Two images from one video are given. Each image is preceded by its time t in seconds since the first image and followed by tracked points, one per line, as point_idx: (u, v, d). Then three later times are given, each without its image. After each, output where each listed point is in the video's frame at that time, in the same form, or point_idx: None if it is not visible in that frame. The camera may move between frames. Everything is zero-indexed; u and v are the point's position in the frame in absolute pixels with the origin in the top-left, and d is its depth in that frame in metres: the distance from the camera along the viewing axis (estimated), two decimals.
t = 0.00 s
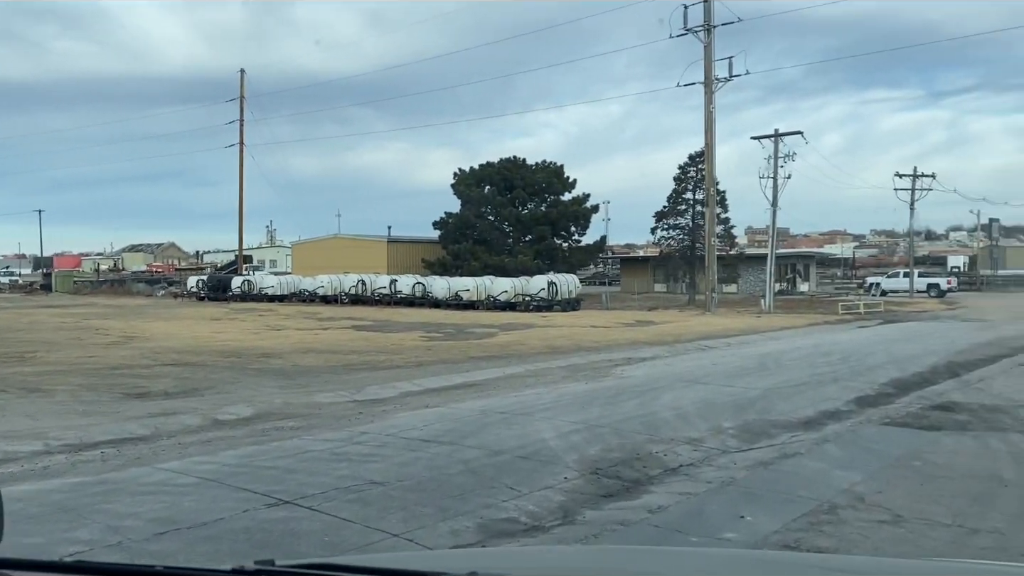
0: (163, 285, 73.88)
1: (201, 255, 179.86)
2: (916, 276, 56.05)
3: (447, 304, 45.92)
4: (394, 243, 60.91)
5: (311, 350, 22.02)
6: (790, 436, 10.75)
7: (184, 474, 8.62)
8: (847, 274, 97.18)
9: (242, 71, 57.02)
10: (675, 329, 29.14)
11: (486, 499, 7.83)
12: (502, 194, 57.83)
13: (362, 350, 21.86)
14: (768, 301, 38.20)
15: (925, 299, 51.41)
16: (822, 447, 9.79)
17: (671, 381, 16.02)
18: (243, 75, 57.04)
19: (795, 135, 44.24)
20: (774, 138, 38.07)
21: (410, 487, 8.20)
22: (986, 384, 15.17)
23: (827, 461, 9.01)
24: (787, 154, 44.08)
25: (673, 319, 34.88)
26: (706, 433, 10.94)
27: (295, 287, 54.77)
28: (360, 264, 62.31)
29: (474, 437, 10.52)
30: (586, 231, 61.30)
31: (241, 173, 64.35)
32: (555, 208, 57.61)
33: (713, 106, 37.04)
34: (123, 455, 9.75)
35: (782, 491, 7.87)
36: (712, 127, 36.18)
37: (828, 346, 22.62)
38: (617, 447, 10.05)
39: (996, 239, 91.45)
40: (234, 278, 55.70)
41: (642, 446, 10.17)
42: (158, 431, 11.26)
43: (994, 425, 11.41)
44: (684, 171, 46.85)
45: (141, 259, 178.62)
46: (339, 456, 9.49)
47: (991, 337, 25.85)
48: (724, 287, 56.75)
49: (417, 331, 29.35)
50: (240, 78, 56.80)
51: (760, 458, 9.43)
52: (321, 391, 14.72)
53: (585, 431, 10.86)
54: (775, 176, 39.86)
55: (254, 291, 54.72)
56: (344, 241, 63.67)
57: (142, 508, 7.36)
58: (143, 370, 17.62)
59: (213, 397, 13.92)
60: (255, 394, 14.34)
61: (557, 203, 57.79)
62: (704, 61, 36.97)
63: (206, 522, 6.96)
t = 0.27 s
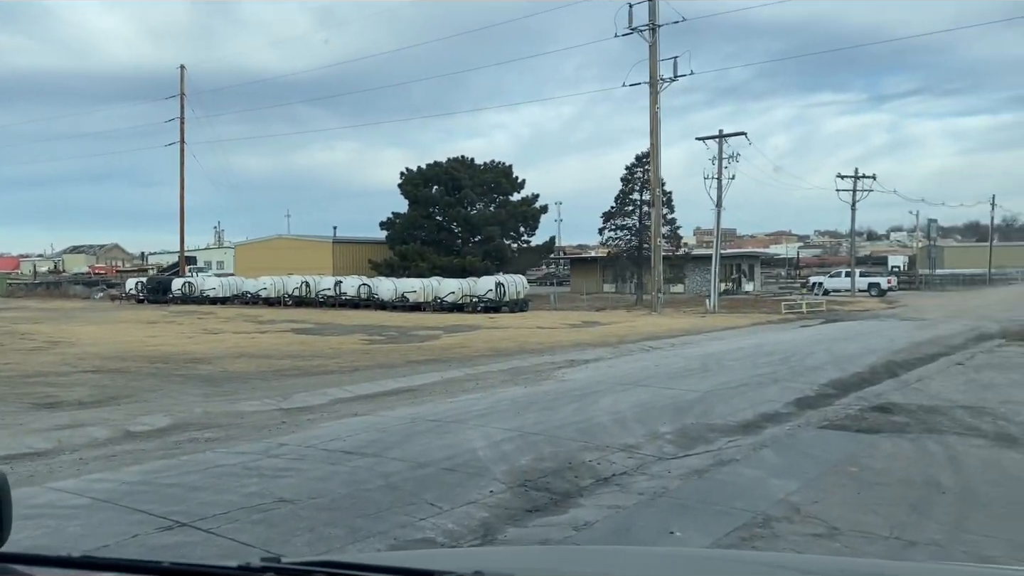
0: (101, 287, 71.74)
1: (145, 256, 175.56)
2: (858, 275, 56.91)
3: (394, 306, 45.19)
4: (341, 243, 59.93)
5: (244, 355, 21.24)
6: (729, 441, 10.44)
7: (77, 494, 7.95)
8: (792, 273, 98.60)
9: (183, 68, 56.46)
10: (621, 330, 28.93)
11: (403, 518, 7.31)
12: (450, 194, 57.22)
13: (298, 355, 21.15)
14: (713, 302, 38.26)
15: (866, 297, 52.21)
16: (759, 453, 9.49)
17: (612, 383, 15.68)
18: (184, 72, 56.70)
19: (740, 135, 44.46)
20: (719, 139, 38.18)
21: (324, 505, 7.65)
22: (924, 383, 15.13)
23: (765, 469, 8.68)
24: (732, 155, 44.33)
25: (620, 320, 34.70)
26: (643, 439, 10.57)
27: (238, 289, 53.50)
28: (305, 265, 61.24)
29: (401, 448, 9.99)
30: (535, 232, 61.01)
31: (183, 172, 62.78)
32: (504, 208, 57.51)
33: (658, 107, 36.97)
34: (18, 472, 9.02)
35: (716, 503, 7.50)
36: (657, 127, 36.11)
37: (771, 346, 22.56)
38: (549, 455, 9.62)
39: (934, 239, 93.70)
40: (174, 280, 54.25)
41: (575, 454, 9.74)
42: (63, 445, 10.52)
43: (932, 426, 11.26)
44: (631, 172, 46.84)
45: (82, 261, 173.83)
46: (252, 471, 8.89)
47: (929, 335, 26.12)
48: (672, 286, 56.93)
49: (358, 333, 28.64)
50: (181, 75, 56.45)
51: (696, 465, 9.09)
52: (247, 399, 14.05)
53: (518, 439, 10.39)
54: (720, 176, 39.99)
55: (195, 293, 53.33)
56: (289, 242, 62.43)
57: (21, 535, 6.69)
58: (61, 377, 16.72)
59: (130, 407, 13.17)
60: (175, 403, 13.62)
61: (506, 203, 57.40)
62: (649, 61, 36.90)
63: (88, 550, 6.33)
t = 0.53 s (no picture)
0: (42, 288, 69.47)
1: (92, 258, 171.43)
2: (809, 273, 57.39)
3: (343, 307, 44.27)
4: (290, 242, 58.74)
5: (179, 359, 20.35)
6: (674, 447, 10.02)
7: None
8: (745, 272, 99.44)
9: (126, 62, 55.14)
10: (572, 330, 28.53)
11: (320, 538, 6.75)
12: (403, 191, 56.41)
13: (236, 358, 20.33)
14: (666, 301, 38.09)
15: (817, 295, 52.64)
16: (705, 461, 9.08)
17: (559, 385, 15.21)
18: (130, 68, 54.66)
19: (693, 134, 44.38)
20: (672, 137, 38.05)
21: (235, 526, 7.05)
22: (874, 383, 14.92)
23: (710, 479, 8.27)
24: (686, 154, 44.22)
25: (572, 320, 34.32)
26: (585, 446, 10.10)
27: (183, 290, 52.07)
28: (254, 265, 59.91)
29: (329, 461, 9.38)
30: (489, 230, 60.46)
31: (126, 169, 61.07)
32: (458, 206, 56.93)
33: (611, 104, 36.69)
34: None
35: (658, 517, 7.05)
36: (610, 125, 35.82)
37: (722, 345, 22.32)
38: (486, 466, 9.10)
39: (883, 237, 95.26)
40: (117, 280, 52.67)
41: (514, 464, 9.23)
42: None
43: (881, 428, 10.97)
44: (584, 170, 46.54)
45: (25, 262, 168.81)
46: (164, 489, 8.22)
47: (878, 332, 26.18)
48: (626, 285, 56.80)
49: (302, 336, 27.80)
50: (124, 69, 54.95)
51: (638, 475, 8.65)
52: (173, 407, 13.29)
53: (455, 449, 9.85)
54: (673, 175, 39.86)
55: (139, 294, 51.79)
56: (237, 241, 61.04)
57: None
58: None
59: (45, 416, 12.36)
60: (95, 412, 12.83)
61: (460, 202, 56.80)
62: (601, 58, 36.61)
63: None
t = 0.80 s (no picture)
0: None
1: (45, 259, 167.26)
2: (769, 272, 57.68)
3: (300, 308, 43.31)
4: (246, 242, 57.58)
5: (120, 363, 19.48)
6: (631, 455, 9.57)
7: None
8: (707, 271, 99.96)
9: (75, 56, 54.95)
10: (533, 331, 28.04)
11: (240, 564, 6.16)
12: (362, 190, 55.57)
13: (181, 362, 19.51)
14: (628, 301, 37.79)
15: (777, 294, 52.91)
16: (663, 470, 8.63)
17: (515, 389, 14.71)
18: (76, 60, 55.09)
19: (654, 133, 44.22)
20: (633, 136, 37.81)
21: (149, 552, 6.42)
22: (835, 384, 14.65)
23: (668, 490, 7.83)
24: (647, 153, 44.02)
25: (533, 320, 33.88)
26: (539, 454, 9.60)
27: (135, 291, 50.69)
28: (209, 265, 58.64)
29: (264, 476, 8.77)
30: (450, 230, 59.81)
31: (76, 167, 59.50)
32: (418, 206, 56.30)
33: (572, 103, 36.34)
34: None
35: (609, 535, 6.58)
36: (570, 123, 35.47)
37: (682, 346, 22.00)
38: (432, 479, 8.55)
39: (841, 237, 96.40)
40: (66, 282, 51.12)
41: (463, 477, 8.70)
42: None
43: (844, 432, 10.63)
44: (546, 169, 46.15)
45: None
46: (77, 509, 7.54)
47: (838, 332, 26.10)
48: (588, 285, 56.52)
49: (254, 338, 26.96)
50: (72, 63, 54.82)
51: (593, 487, 8.18)
52: (105, 417, 12.53)
53: (401, 461, 9.29)
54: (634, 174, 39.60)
55: (88, 295, 50.31)
56: (192, 241, 59.67)
57: None
58: None
59: None
60: (19, 422, 12.03)
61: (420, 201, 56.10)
62: (562, 56, 36.24)
63: None
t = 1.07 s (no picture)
0: None
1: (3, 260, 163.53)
2: (738, 271, 57.71)
3: (263, 309, 42.38)
4: (209, 241, 56.43)
5: (65, 368, 18.66)
6: (594, 464, 9.11)
7: None
8: (676, 270, 100.15)
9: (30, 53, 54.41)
10: (499, 332, 27.54)
11: None
12: (327, 189, 54.70)
13: (130, 366, 18.73)
14: (597, 301, 37.42)
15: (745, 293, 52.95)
16: (627, 483, 8.15)
17: (477, 393, 14.17)
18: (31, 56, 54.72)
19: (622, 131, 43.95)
20: (601, 134, 37.43)
21: None
22: (804, 386, 14.32)
23: (631, 505, 7.36)
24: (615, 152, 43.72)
25: (500, 320, 33.34)
26: (497, 465, 9.09)
27: (93, 292, 49.44)
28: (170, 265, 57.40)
29: (202, 493, 8.16)
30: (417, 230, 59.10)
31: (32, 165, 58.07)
32: (384, 205, 55.60)
33: (539, 101, 35.89)
34: None
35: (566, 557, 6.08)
36: (537, 121, 35.02)
37: (650, 346, 21.62)
38: (380, 496, 8.00)
39: (808, 236, 97.00)
40: (22, 282, 49.81)
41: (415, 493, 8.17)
42: None
43: (813, 437, 10.26)
44: (513, 168, 45.68)
45: None
46: None
47: (806, 332, 25.89)
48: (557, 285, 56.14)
49: (211, 340, 26.14)
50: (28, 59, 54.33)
51: (552, 501, 7.68)
52: (40, 427, 11.80)
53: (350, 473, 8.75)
54: (602, 172, 39.24)
55: (45, 296, 49.02)
56: (152, 241, 58.41)
57: None
58: None
59: None
60: None
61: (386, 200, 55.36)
62: (529, 52, 35.75)
63: None
